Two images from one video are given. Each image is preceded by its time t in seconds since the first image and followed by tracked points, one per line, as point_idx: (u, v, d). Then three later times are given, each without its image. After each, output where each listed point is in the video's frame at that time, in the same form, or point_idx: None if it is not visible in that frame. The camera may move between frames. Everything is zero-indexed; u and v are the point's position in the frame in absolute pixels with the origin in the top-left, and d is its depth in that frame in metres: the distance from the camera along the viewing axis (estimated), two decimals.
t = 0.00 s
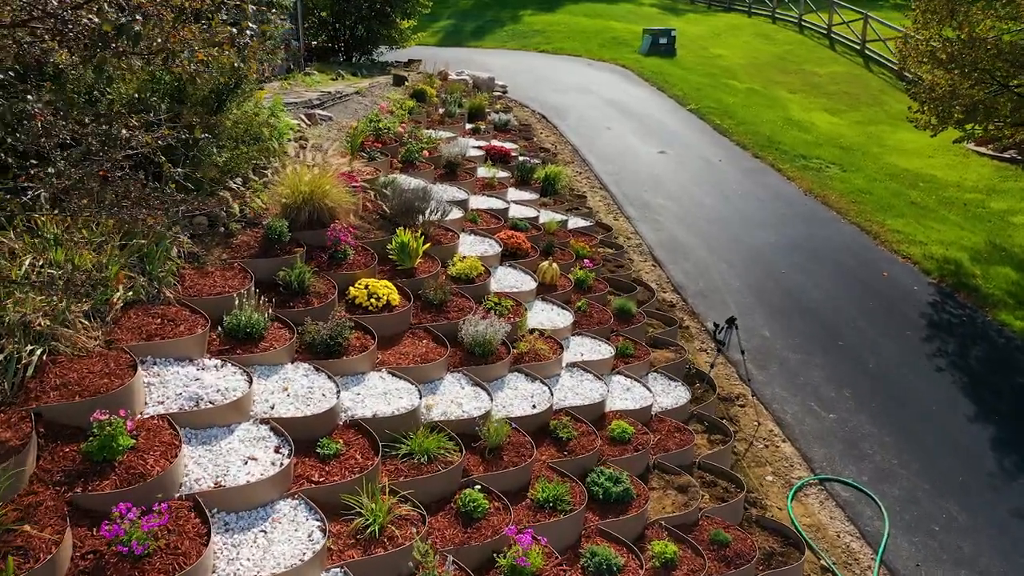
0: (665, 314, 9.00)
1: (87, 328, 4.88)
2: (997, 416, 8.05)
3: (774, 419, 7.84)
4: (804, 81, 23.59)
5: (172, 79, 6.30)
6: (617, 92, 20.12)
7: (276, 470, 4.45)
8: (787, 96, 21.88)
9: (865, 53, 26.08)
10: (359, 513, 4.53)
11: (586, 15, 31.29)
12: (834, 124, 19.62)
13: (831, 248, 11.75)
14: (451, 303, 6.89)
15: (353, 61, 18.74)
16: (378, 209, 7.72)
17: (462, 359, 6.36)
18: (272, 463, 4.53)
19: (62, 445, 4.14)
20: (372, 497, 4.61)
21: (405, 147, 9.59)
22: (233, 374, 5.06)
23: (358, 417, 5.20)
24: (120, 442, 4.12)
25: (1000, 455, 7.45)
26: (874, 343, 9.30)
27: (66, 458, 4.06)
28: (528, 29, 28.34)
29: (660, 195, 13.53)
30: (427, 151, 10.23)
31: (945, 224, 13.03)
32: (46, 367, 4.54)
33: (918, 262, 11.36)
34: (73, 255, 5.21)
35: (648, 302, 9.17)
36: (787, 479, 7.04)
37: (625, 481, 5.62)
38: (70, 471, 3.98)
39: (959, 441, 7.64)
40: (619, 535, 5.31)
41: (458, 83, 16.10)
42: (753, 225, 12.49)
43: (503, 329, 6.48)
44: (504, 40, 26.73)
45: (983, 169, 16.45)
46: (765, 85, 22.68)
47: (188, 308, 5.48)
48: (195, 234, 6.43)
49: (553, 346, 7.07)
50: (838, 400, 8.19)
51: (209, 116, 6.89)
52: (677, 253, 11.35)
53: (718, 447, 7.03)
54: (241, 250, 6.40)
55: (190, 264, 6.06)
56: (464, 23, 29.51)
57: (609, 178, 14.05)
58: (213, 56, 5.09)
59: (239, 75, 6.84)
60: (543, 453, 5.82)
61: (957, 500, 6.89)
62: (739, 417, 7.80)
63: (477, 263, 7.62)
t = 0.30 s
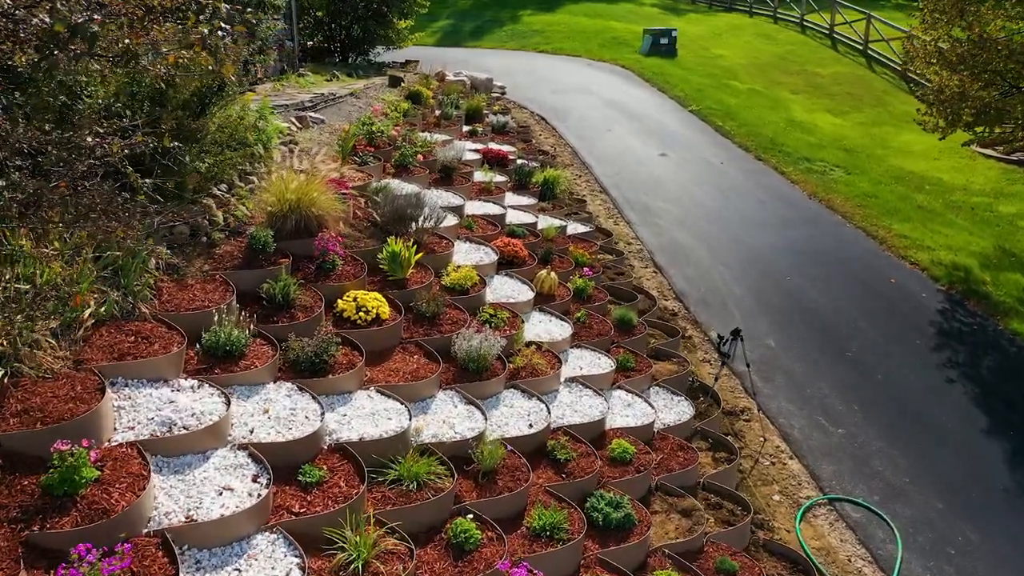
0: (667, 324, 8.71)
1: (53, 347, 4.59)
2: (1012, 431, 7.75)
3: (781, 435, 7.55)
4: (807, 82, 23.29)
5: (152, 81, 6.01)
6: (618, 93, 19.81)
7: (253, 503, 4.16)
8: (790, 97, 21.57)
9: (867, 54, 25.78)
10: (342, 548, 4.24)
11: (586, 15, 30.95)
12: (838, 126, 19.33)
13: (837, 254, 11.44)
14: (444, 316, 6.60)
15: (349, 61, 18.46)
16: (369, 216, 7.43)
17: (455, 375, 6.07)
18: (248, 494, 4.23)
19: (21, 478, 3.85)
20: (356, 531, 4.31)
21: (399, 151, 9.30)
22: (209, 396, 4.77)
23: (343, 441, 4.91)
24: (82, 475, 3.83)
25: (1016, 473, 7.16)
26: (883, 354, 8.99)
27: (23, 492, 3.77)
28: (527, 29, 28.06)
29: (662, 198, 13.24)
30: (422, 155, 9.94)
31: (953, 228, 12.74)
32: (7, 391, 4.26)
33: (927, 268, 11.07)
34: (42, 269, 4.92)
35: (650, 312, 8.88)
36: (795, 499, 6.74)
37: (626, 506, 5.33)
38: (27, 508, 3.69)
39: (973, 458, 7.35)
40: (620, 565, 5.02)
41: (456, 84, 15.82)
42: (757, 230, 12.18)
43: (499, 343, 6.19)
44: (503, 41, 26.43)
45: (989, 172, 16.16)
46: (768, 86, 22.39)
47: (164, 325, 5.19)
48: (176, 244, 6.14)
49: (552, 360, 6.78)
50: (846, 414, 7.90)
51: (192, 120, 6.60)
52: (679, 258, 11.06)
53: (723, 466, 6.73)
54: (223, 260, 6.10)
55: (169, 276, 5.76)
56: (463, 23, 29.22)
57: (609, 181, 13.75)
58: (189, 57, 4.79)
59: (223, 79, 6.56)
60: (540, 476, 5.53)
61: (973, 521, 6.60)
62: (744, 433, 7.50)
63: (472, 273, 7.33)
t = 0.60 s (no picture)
0: (670, 335, 8.41)
1: (14, 370, 4.30)
2: None
3: (789, 452, 7.25)
4: (809, 82, 23.00)
5: (129, 84, 5.72)
6: (618, 94, 19.50)
7: (226, 540, 3.85)
8: (792, 98, 21.28)
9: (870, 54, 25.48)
10: None
11: (586, 15, 30.64)
12: (842, 127, 19.03)
13: (844, 260, 11.14)
14: (436, 330, 6.30)
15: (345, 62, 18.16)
16: (359, 224, 7.13)
17: (447, 393, 5.77)
18: (221, 531, 3.93)
19: None
20: (338, 569, 4.01)
21: (392, 155, 9.01)
22: (183, 421, 4.47)
23: (326, 468, 4.60)
24: (37, 514, 3.53)
25: None
26: (893, 365, 8.69)
27: None
28: (527, 29, 27.76)
29: (662, 202, 12.94)
30: (416, 159, 9.64)
31: (961, 233, 12.44)
32: None
33: (936, 275, 10.77)
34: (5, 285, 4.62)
35: (651, 321, 8.58)
36: (804, 521, 6.44)
37: (627, 534, 5.03)
38: None
39: (989, 476, 7.05)
40: None
41: (452, 85, 15.52)
42: (761, 235, 11.88)
43: (493, 360, 5.89)
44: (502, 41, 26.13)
45: (996, 174, 15.87)
46: (770, 87, 22.10)
47: (137, 343, 4.90)
48: (154, 255, 5.85)
49: (549, 376, 6.47)
50: (856, 429, 7.61)
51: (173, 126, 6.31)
52: (682, 265, 10.75)
53: (728, 486, 6.44)
54: (204, 272, 5.81)
55: (145, 290, 5.47)
56: (461, 23, 28.92)
57: (609, 184, 13.45)
58: (162, 59, 4.49)
59: (206, 82, 6.27)
60: (537, 501, 5.23)
61: (991, 544, 6.30)
62: (750, 450, 7.20)
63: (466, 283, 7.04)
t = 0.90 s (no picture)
0: (672, 346, 8.11)
1: None
2: None
3: (797, 471, 6.95)
4: (812, 83, 22.67)
5: (100, 88, 5.42)
6: (619, 95, 19.20)
7: None
8: (795, 99, 20.96)
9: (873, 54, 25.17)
10: None
11: (586, 15, 30.33)
12: (846, 129, 18.72)
13: (850, 267, 10.84)
14: (427, 345, 5.99)
15: (340, 63, 17.86)
16: (348, 233, 6.83)
17: (438, 414, 5.46)
18: (188, 573, 3.63)
19: None
20: None
21: (384, 160, 8.70)
22: (151, 450, 4.17)
23: (306, 499, 4.29)
24: None
25: None
26: (903, 377, 8.39)
27: None
28: (526, 29, 27.46)
29: (664, 206, 12.64)
30: (410, 164, 9.34)
31: (970, 238, 12.13)
32: None
33: (945, 282, 10.46)
34: None
35: (653, 332, 8.28)
36: (813, 545, 6.14)
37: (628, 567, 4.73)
38: None
39: (1005, 497, 6.75)
40: None
41: (449, 86, 15.21)
42: (764, 240, 11.58)
43: (486, 378, 5.58)
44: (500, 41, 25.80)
45: (1004, 178, 15.55)
46: (772, 87, 21.79)
47: (105, 365, 4.60)
48: (129, 267, 5.55)
49: (545, 393, 6.17)
50: (866, 446, 7.30)
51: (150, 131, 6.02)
52: (684, 272, 10.46)
53: (733, 509, 6.14)
54: (181, 286, 5.50)
55: (118, 305, 5.17)
56: (460, 23, 28.61)
57: (609, 188, 13.15)
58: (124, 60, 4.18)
59: (185, 86, 5.97)
60: (532, 530, 4.93)
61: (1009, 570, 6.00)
62: (757, 469, 6.90)
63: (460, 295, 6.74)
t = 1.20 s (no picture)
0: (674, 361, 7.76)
1: None
2: None
3: (807, 494, 6.60)
4: (814, 84, 22.33)
5: (64, 92, 5.09)
6: (618, 96, 18.87)
7: None
8: (797, 100, 20.62)
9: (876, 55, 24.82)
10: None
11: (585, 15, 29.99)
12: (850, 131, 18.37)
13: (858, 274, 10.49)
14: (415, 365, 5.64)
15: (335, 63, 17.53)
16: (333, 244, 6.48)
17: (425, 440, 5.11)
18: None
19: None
20: None
21: (374, 165, 8.36)
22: (107, 489, 3.82)
23: (279, 540, 3.94)
24: None
25: None
26: (916, 392, 8.04)
27: None
28: (524, 29, 27.13)
29: (665, 211, 12.30)
30: (401, 170, 8.99)
31: (980, 244, 11.78)
32: None
33: (957, 290, 10.11)
34: None
35: (654, 346, 7.93)
36: None
37: None
38: None
39: None
40: None
41: (445, 87, 14.87)
42: (769, 247, 11.23)
43: (478, 401, 5.23)
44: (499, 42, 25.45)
45: (1013, 181, 15.20)
46: (774, 89, 21.45)
47: (63, 393, 4.25)
48: (96, 283, 5.22)
49: (541, 415, 5.81)
50: (879, 467, 6.95)
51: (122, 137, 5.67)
52: (686, 280, 10.10)
53: (740, 538, 5.80)
54: (151, 303, 5.15)
55: (82, 325, 4.83)
56: (458, 23, 28.28)
57: (609, 192, 12.80)
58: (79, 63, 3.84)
59: (158, 91, 5.64)
60: (525, 567, 4.58)
61: None
62: (764, 492, 6.55)
63: (451, 309, 6.39)
